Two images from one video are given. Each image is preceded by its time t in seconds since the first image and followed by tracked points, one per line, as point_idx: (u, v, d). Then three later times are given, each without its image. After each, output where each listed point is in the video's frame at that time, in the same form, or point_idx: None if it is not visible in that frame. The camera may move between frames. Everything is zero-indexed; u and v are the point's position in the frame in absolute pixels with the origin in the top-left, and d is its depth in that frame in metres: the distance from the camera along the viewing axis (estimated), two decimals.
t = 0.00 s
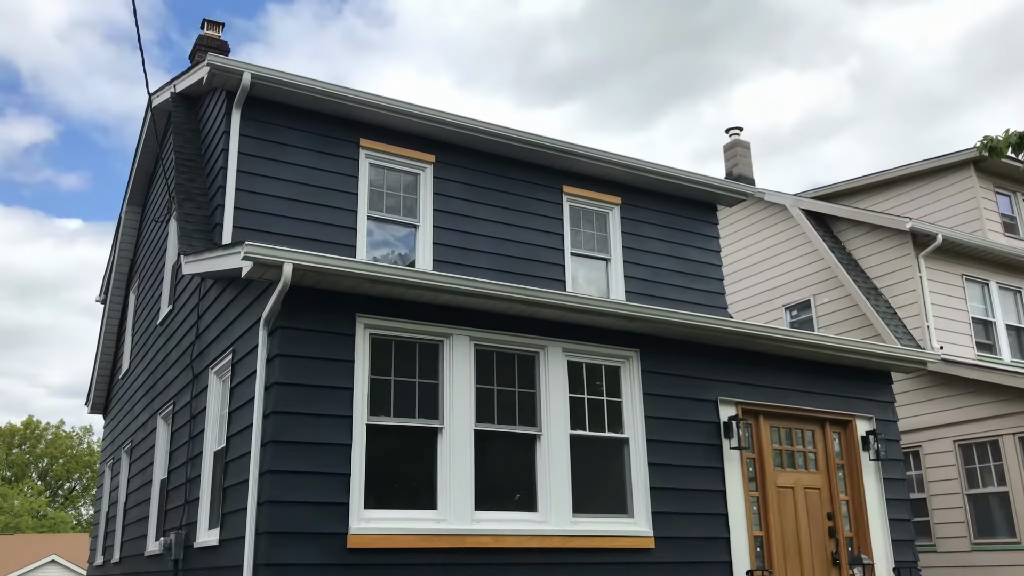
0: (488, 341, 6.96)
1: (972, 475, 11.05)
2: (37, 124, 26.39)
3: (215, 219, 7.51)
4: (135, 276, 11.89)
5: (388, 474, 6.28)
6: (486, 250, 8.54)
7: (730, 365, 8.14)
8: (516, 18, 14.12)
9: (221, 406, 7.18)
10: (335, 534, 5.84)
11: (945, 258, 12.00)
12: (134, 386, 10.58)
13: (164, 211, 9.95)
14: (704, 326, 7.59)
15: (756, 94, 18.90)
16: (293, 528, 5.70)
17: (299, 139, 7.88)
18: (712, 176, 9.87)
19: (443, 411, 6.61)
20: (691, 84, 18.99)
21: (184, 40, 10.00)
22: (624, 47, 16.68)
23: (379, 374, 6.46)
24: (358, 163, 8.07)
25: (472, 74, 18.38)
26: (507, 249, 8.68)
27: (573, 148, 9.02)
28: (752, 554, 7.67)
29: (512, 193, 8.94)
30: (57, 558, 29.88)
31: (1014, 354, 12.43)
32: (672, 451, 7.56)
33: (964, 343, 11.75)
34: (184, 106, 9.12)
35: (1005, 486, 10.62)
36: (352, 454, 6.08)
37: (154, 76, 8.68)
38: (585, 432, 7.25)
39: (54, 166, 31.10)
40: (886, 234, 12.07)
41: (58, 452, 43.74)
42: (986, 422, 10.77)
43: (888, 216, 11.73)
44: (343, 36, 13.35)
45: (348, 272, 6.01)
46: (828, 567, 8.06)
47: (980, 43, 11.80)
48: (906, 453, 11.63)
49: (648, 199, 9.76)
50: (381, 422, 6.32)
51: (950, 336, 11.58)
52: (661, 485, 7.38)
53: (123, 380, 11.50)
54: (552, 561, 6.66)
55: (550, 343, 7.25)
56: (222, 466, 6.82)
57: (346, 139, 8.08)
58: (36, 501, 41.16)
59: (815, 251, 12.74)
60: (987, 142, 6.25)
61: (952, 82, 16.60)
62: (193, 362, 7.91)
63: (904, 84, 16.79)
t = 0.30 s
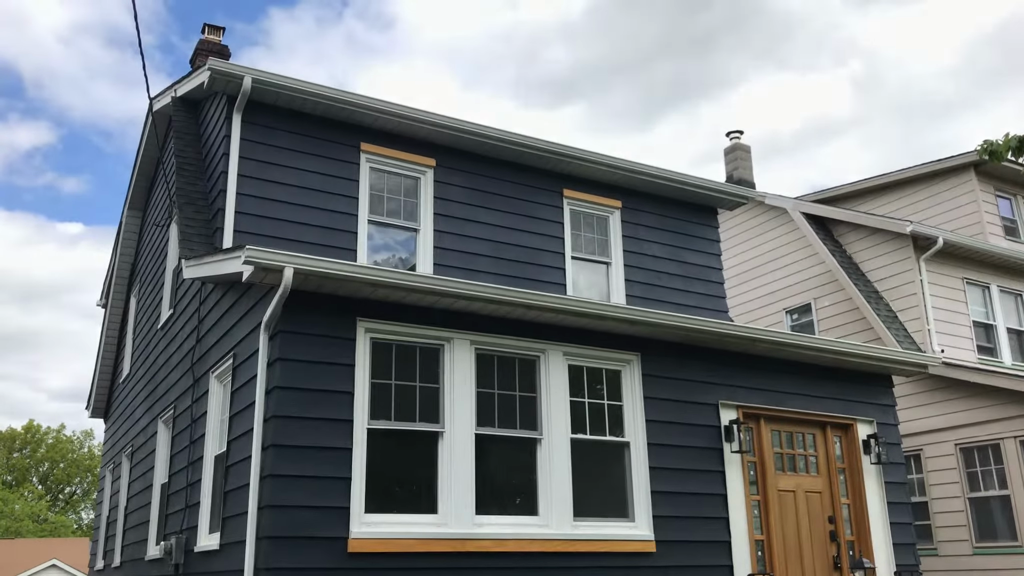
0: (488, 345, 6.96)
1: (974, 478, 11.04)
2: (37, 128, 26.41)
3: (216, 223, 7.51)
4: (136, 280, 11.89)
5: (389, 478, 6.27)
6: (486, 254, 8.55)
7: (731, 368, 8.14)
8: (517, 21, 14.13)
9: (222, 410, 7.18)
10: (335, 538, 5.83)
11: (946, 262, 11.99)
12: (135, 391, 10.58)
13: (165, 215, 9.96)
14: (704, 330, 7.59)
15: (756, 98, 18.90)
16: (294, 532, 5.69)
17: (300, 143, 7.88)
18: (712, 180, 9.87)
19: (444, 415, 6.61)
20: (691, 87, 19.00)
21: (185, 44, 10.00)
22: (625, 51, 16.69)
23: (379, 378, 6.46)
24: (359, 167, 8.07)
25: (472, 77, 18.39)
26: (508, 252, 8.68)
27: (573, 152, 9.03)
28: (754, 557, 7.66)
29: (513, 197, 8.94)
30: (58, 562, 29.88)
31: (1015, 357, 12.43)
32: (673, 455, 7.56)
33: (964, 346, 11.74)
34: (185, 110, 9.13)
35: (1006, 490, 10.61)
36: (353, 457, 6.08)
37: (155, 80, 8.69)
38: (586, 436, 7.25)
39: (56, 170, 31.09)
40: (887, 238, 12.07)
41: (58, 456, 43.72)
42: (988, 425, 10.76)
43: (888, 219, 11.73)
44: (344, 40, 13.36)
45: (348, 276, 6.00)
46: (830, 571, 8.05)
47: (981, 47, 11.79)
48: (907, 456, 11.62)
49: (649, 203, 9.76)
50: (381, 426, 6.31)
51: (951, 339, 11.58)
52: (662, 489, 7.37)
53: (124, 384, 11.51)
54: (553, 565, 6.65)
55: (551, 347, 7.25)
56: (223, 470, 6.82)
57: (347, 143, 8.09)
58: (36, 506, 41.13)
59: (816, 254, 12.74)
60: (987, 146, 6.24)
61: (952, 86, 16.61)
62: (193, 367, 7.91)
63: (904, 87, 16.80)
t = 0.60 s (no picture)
0: (487, 347, 6.96)
1: (973, 480, 11.04)
2: (37, 130, 26.41)
3: (216, 225, 7.52)
4: (136, 282, 11.90)
5: (388, 480, 6.27)
6: (486, 256, 8.55)
7: (730, 370, 8.15)
8: (517, 24, 14.16)
9: (221, 412, 7.18)
10: (334, 540, 5.83)
11: (945, 264, 12.00)
12: (134, 393, 10.59)
13: (164, 217, 9.97)
14: (704, 332, 7.60)
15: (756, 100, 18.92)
16: (293, 534, 5.69)
17: (299, 145, 7.89)
18: (712, 182, 9.88)
19: (443, 417, 6.61)
20: (691, 89, 19.02)
21: (185, 46, 10.02)
22: (625, 53, 16.72)
23: (378, 380, 6.45)
24: (358, 170, 8.08)
25: (472, 79, 18.41)
26: (508, 255, 8.69)
27: (573, 155, 9.04)
28: (753, 560, 7.66)
29: (513, 199, 8.95)
30: (57, 564, 29.90)
31: (1014, 359, 12.44)
32: (673, 457, 7.56)
33: (964, 347, 11.75)
34: (184, 112, 9.14)
35: (1006, 491, 10.62)
36: (352, 459, 6.08)
37: (154, 82, 8.70)
38: (585, 437, 7.25)
39: (56, 173, 31.09)
40: (886, 240, 12.08)
41: (58, 458, 43.71)
42: (987, 427, 10.76)
43: (887, 221, 11.74)
44: (345, 42, 13.39)
45: (348, 278, 6.01)
46: (829, 572, 8.05)
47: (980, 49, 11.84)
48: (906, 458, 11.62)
49: (648, 205, 9.77)
50: (381, 428, 6.31)
51: (950, 341, 11.59)
52: (661, 491, 7.37)
53: (123, 386, 11.52)
54: (552, 567, 6.66)
55: (550, 349, 7.25)
56: (222, 472, 6.82)
57: (346, 145, 8.09)
58: (35, 507, 41.11)
59: (815, 257, 12.75)
60: (985, 148, 6.26)
61: (951, 88, 16.63)
62: (193, 368, 7.91)
63: (904, 89, 16.82)
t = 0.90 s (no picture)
0: (486, 348, 6.95)
1: (971, 481, 11.06)
2: (36, 130, 26.40)
3: (214, 225, 7.51)
4: (134, 282, 11.90)
5: (387, 481, 6.27)
6: (485, 256, 8.55)
7: (729, 371, 8.15)
8: (517, 24, 14.16)
9: (220, 413, 7.18)
10: (333, 541, 5.83)
11: (943, 265, 12.01)
12: (132, 394, 10.58)
13: (163, 218, 9.96)
14: (703, 333, 7.61)
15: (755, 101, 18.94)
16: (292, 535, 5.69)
17: (298, 145, 7.89)
18: (710, 183, 9.88)
19: (442, 418, 6.61)
20: (690, 90, 19.04)
21: (184, 47, 10.03)
22: (625, 53, 16.71)
23: (377, 381, 6.45)
24: (357, 170, 8.07)
25: (472, 80, 18.41)
26: (507, 255, 8.69)
27: (572, 155, 9.05)
28: (752, 560, 7.66)
29: (511, 199, 8.95)
30: (55, 565, 29.86)
31: (1012, 360, 12.45)
32: (672, 457, 7.56)
33: (962, 348, 11.76)
34: (183, 113, 9.13)
35: (1004, 492, 10.63)
36: (351, 460, 6.07)
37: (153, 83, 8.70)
38: (584, 438, 7.25)
39: (56, 174, 31.01)
40: (884, 240, 12.09)
41: (57, 459, 43.69)
42: (985, 428, 10.76)
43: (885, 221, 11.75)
44: (344, 43, 13.37)
45: (346, 279, 6.01)
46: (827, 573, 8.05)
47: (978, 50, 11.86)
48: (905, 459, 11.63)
49: (647, 205, 9.78)
50: (379, 428, 6.31)
51: (949, 342, 11.60)
52: (660, 491, 7.37)
53: (121, 387, 11.51)
54: (551, 567, 6.66)
55: (549, 349, 7.25)
56: (220, 473, 6.81)
57: (345, 146, 8.09)
58: (33, 508, 41.04)
59: (814, 257, 12.76)
60: (984, 148, 6.28)
61: (950, 90, 16.65)
62: (191, 369, 7.90)
63: (903, 91, 16.84)
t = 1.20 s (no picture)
0: (483, 344, 6.96)
1: (966, 478, 11.09)
2: (31, 126, 26.32)
3: (210, 221, 7.50)
4: (129, 278, 11.88)
5: (382, 477, 6.26)
6: (481, 252, 8.54)
7: (724, 368, 8.16)
8: (514, 21, 14.15)
9: (216, 409, 7.17)
10: (328, 537, 5.82)
11: (938, 263, 12.03)
12: (128, 390, 10.56)
13: (159, 213, 9.94)
14: (700, 329, 7.62)
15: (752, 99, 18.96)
16: (287, 530, 5.69)
17: (294, 141, 7.87)
18: (706, 180, 9.89)
19: (438, 414, 6.60)
20: (687, 87, 19.04)
21: (180, 42, 10.02)
22: (622, 51, 16.72)
23: (373, 377, 6.44)
24: (353, 166, 8.06)
25: (469, 77, 18.40)
26: (503, 252, 8.69)
27: (569, 152, 9.05)
28: (747, 557, 7.68)
29: (508, 196, 8.94)
30: (49, 560, 29.81)
31: (1006, 358, 12.49)
32: (667, 454, 7.57)
33: (957, 346, 11.80)
34: (179, 109, 9.11)
35: (998, 490, 10.67)
36: (346, 456, 6.07)
37: (149, 77, 8.68)
38: (580, 434, 7.25)
39: (51, 169, 30.87)
40: (880, 238, 12.11)
41: (52, 455, 43.62)
42: (980, 425, 10.79)
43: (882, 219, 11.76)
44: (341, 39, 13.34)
45: (342, 275, 5.99)
46: (822, 570, 8.07)
47: (975, 48, 11.89)
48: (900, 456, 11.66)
49: (643, 202, 9.77)
50: (375, 425, 6.30)
51: (944, 340, 11.63)
52: (655, 488, 7.38)
53: (116, 383, 11.49)
54: (546, 563, 6.66)
55: (545, 346, 7.24)
56: (215, 468, 6.80)
57: (341, 142, 8.08)
58: (28, 504, 40.95)
59: (810, 255, 12.77)
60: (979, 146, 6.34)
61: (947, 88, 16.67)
62: (187, 365, 7.89)
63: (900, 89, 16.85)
